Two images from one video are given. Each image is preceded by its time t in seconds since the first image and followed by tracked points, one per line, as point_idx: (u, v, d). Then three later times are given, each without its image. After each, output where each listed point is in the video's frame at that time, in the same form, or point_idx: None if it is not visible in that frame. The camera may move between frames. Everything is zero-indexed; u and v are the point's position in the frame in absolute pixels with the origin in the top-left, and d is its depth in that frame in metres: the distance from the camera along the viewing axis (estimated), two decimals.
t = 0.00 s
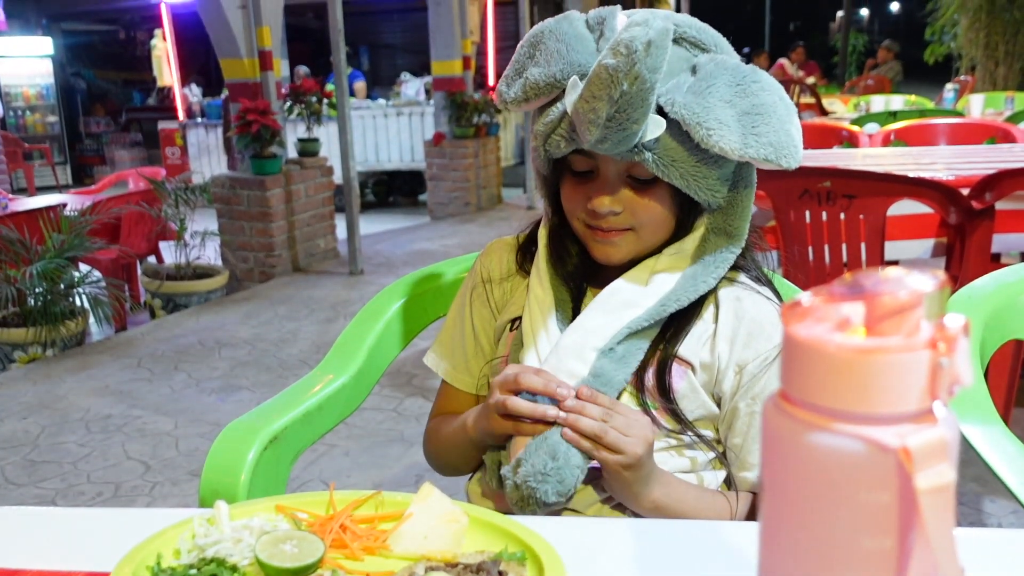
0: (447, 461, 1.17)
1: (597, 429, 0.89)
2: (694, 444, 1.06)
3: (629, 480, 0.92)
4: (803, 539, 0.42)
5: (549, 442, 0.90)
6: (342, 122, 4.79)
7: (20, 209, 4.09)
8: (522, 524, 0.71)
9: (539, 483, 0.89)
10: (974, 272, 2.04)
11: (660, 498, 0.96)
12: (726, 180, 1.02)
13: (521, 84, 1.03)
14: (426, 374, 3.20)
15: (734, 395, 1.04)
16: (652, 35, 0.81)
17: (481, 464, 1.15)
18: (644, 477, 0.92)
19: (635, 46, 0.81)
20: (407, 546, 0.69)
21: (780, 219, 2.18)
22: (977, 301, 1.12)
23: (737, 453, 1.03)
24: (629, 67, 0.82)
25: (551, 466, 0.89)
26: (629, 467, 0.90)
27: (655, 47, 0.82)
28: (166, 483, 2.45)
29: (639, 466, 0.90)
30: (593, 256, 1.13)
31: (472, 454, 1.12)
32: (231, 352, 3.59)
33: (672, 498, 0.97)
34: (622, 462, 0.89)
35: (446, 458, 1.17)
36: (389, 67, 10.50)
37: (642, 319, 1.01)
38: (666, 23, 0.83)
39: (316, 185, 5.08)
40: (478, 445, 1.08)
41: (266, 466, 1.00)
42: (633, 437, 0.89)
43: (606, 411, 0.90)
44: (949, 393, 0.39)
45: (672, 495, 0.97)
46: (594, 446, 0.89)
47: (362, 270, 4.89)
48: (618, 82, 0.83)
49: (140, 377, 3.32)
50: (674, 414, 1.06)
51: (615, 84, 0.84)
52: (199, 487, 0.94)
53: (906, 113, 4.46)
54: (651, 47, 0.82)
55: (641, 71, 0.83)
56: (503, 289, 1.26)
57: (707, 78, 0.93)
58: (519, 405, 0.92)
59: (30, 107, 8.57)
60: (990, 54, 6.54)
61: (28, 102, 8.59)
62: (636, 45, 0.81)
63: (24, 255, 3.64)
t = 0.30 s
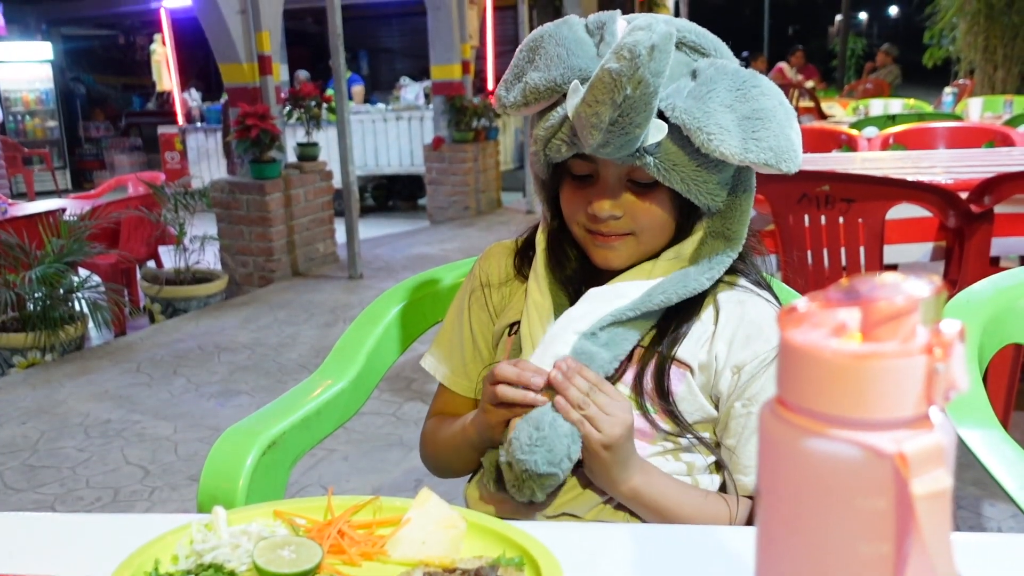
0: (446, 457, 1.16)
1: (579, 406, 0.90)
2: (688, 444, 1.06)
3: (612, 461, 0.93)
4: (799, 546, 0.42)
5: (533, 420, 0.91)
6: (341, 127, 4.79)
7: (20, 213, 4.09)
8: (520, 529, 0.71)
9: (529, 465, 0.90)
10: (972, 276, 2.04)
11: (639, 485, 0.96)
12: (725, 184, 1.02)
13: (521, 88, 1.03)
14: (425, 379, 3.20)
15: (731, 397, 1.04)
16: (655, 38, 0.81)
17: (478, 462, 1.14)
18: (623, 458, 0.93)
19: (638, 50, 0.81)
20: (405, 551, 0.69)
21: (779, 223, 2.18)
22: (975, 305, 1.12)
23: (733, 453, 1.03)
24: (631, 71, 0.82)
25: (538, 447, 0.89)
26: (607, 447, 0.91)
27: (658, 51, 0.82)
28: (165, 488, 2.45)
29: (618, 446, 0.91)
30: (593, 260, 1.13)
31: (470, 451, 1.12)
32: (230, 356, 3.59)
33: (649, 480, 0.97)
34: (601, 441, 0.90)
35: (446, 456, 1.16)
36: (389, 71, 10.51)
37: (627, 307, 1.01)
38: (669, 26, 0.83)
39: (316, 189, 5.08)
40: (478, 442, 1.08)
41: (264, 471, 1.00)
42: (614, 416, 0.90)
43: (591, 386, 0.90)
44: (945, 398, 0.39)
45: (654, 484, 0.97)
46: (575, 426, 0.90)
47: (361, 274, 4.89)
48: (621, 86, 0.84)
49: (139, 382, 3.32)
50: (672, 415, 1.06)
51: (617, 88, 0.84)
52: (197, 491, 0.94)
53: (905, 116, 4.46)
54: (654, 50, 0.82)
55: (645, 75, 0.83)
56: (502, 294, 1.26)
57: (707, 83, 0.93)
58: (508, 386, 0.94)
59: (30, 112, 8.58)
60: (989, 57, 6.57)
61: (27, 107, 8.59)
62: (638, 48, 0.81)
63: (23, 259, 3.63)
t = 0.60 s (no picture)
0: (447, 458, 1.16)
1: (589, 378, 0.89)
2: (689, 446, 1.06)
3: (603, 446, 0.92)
4: (800, 547, 0.41)
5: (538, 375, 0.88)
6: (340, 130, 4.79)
7: (19, 218, 4.09)
8: (520, 533, 0.71)
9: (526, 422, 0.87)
10: (971, 278, 2.05)
11: (632, 480, 0.96)
12: (724, 186, 1.02)
13: (516, 95, 1.03)
14: (424, 383, 3.19)
15: (729, 401, 1.04)
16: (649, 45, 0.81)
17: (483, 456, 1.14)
18: (615, 448, 0.92)
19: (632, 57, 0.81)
20: (404, 556, 0.69)
21: (778, 226, 2.18)
22: (975, 308, 1.12)
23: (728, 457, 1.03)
24: (629, 76, 0.82)
25: (534, 396, 0.87)
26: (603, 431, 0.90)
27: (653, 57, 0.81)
28: (164, 492, 2.44)
29: (614, 433, 0.90)
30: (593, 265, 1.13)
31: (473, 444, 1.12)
32: (229, 360, 3.58)
33: (645, 476, 0.97)
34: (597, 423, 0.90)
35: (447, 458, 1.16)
36: (388, 75, 10.52)
37: (646, 310, 1.01)
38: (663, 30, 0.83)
39: (315, 193, 5.08)
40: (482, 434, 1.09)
41: (264, 475, 1.00)
42: (619, 400, 0.89)
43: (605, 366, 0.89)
44: (944, 401, 0.39)
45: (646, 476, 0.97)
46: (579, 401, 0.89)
47: (360, 278, 4.89)
48: (617, 92, 0.84)
49: (138, 386, 3.32)
50: (671, 417, 1.06)
51: (614, 95, 0.84)
52: (196, 496, 0.94)
53: (903, 119, 4.47)
54: (649, 56, 0.82)
55: (641, 81, 0.83)
56: (503, 299, 1.26)
57: (701, 87, 0.94)
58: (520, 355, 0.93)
59: (28, 117, 8.59)
60: (987, 60, 6.59)
61: (26, 112, 8.60)
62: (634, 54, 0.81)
63: (22, 264, 3.63)
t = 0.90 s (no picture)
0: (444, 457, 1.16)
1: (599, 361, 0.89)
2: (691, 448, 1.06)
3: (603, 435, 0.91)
4: (802, 548, 0.41)
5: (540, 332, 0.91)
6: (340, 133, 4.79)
7: (18, 221, 4.09)
8: (521, 536, 0.71)
9: (514, 357, 0.88)
10: (970, 279, 2.05)
11: (634, 474, 0.94)
12: (728, 194, 1.02)
13: (516, 105, 1.03)
14: (424, 385, 3.19)
15: (729, 406, 1.03)
16: (646, 59, 0.81)
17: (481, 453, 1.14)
18: (615, 441, 0.91)
19: (629, 72, 0.81)
20: (405, 558, 0.69)
21: (777, 227, 2.19)
22: (974, 310, 1.12)
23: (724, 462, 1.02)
24: (624, 95, 0.82)
25: (532, 337, 0.89)
26: (605, 418, 0.89)
27: (649, 74, 0.81)
28: (164, 495, 2.44)
29: (618, 420, 0.90)
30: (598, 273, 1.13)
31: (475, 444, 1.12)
32: (229, 363, 3.58)
33: (649, 474, 0.95)
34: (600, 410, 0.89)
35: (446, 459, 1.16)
36: (387, 78, 10.53)
37: (656, 316, 1.01)
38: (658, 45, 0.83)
39: (314, 196, 5.08)
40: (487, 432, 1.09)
41: (264, 477, 1.00)
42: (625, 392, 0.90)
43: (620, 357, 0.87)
44: (945, 402, 0.39)
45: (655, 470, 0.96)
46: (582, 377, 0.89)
47: (360, 281, 4.89)
48: (613, 109, 0.84)
49: (138, 390, 3.31)
50: (677, 424, 1.07)
51: (611, 111, 0.84)
52: (196, 499, 0.94)
53: (903, 121, 4.48)
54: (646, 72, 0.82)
55: (638, 98, 0.83)
56: (508, 305, 1.27)
57: (701, 95, 0.93)
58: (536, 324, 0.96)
59: (28, 120, 8.59)
60: (986, 62, 6.61)
61: (25, 115, 8.61)
62: (630, 71, 0.81)
63: (22, 267, 3.63)
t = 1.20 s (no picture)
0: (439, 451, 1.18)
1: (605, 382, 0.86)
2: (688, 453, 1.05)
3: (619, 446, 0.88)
4: (799, 552, 0.41)
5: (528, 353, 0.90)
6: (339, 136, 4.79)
7: (17, 224, 4.09)
8: (520, 539, 0.71)
9: (504, 387, 0.87)
10: (969, 281, 2.05)
11: (647, 482, 0.92)
12: (725, 198, 1.01)
13: (515, 106, 1.03)
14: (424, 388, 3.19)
15: (728, 411, 1.03)
16: (645, 64, 0.81)
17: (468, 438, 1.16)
18: (632, 448, 0.89)
19: (627, 77, 0.81)
20: (404, 561, 0.68)
21: (776, 229, 2.19)
22: (973, 312, 1.13)
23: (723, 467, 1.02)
24: (623, 98, 0.83)
25: (519, 363, 0.88)
26: (623, 428, 0.87)
27: (648, 77, 0.82)
28: (163, 498, 2.44)
29: (626, 432, 0.87)
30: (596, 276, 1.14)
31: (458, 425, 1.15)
32: (228, 366, 3.58)
33: (661, 482, 0.94)
34: (617, 422, 0.87)
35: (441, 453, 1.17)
36: (386, 80, 10.53)
37: (651, 322, 1.00)
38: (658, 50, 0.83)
39: (314, 199, 5.08)
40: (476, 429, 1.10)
41: (263, 480, 1.00)
42: (629, 403, 0.86)
43: (618, 371, 0.84)
44: (941, 406, 0.39)
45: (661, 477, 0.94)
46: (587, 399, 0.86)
47: (359, 283, 4.89)
48: (612, 112, 0.84)
49: (137, 393, 3.31)
50: (674, 428, 1.06)
51: (609, 115, 0.85)
52: (196, 502, 0.94)
53: (902, 123, 4.48)
54: (643, 77, 0.82)
55: (636, 102, 0.83)
56: (506, 307, 1.27)
57: (700, 99, 0.93)
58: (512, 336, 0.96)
59: (27, 123, 8.60)
60: (984, 64, 6.62)
61: (24, 118, 8.61)
62: (628, 75, 0.81)
63: (21, 270, 3.62)
